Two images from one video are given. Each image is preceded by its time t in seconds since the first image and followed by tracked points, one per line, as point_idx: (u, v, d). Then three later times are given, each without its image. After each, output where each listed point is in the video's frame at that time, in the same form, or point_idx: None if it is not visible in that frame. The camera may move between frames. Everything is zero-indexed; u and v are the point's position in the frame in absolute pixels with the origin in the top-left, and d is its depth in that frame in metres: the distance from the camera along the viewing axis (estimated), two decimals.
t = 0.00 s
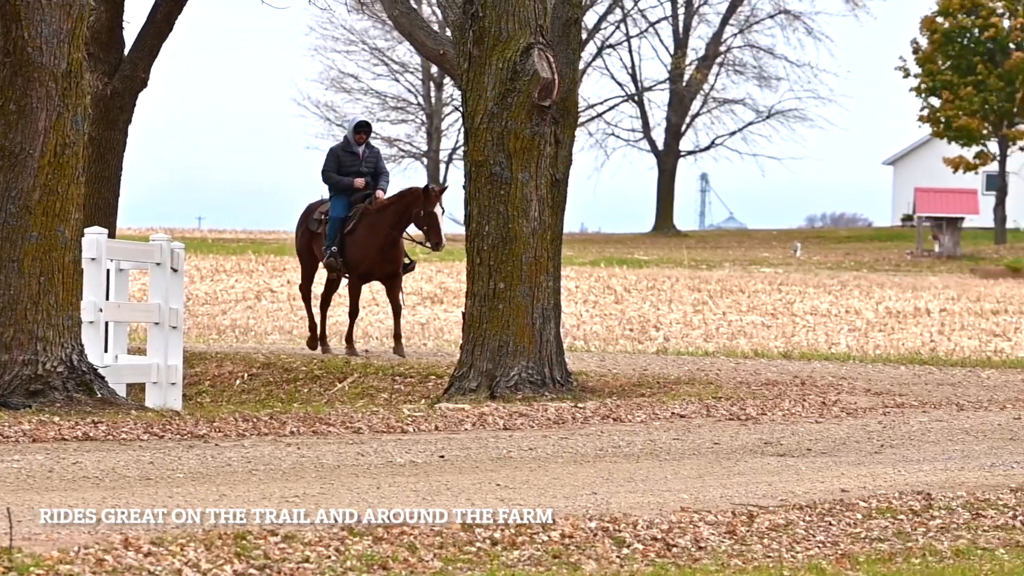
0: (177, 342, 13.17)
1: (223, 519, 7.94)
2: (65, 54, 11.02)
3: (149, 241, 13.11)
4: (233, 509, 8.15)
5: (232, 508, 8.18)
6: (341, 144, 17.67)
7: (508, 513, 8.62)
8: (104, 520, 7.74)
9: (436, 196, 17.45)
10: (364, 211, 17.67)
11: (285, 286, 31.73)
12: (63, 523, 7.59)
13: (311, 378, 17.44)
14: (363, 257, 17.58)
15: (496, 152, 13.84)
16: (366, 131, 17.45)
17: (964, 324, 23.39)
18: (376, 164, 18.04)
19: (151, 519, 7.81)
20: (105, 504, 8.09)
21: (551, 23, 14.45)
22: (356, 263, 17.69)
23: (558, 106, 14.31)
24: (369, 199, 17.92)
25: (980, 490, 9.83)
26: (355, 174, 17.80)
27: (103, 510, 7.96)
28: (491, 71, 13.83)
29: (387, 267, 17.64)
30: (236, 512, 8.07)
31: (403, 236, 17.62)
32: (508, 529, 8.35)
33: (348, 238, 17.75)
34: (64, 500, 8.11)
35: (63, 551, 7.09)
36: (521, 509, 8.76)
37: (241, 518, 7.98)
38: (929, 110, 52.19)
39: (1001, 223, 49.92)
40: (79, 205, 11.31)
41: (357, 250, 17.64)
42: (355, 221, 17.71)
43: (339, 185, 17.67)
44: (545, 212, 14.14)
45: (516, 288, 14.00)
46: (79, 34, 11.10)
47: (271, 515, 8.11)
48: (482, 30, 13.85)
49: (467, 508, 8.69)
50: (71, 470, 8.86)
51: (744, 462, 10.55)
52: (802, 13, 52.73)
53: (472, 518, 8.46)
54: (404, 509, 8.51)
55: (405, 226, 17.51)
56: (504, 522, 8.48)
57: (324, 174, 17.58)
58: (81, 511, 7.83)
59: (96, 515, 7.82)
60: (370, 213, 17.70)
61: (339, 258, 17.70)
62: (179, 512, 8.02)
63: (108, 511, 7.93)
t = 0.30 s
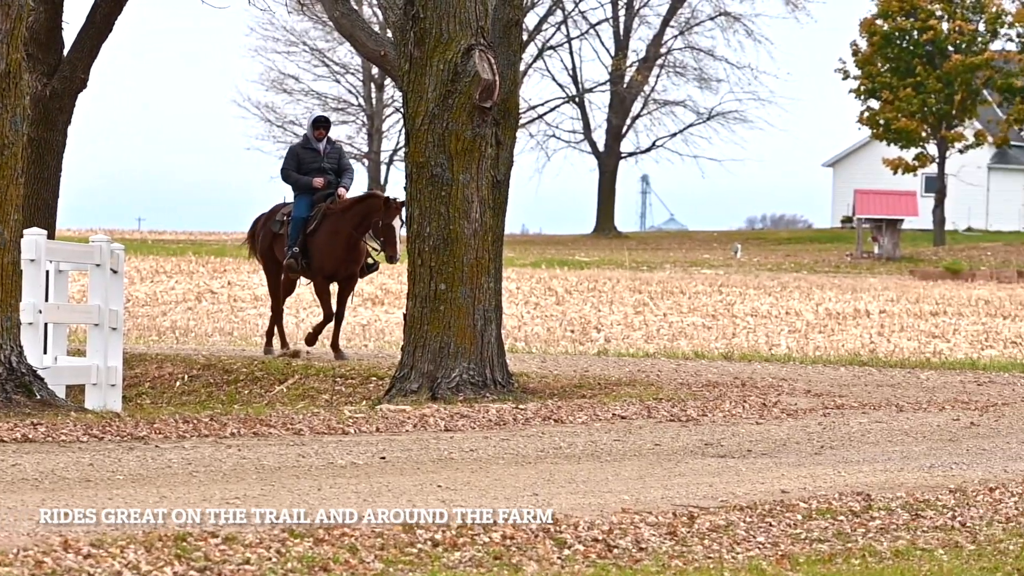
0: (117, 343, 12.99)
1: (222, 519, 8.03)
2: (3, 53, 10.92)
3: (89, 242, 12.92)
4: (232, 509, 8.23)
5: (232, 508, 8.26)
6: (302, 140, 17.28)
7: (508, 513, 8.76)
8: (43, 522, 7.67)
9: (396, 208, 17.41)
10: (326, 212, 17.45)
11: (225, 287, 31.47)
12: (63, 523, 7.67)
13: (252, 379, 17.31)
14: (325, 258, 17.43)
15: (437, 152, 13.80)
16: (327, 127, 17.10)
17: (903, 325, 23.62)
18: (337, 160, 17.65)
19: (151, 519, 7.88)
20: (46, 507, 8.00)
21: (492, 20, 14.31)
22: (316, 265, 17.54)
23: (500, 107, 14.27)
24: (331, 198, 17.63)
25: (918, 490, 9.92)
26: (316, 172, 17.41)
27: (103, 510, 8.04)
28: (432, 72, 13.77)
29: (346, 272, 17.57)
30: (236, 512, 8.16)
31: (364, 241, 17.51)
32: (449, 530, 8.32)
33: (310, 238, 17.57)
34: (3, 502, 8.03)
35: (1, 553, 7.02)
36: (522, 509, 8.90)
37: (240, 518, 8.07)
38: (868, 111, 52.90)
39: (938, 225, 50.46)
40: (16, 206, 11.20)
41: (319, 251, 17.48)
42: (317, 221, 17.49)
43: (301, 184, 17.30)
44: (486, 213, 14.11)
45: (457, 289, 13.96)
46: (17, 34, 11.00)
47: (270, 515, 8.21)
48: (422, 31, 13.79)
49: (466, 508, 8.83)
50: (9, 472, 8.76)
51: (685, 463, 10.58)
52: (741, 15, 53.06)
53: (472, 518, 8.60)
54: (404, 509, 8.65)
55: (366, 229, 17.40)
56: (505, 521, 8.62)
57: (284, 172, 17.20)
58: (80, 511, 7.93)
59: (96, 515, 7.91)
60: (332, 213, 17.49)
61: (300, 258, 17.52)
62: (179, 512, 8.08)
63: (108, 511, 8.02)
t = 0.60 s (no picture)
0: (73, 345, 12.85)
1: (222, 519, 8.10)
2: None
3: (45, 243, 12.79)
4: (231, 509, 8.30)
5: (231, 508, 8.33)
6: (280, 146, 17.21)
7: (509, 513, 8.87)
8: None
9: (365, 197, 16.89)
10: (305, 214, 17.26)
11: (181, 288, 31.21)
12: (64, 522, 7.71)
13: (209, 381, 17.18)
14: (305, 260, 17.23)
15: (394, 154, 13.74)
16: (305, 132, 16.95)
17: (860, 328, 23.75)
18: (317, 165, 17.58)
19: (151, 519, 7.94)
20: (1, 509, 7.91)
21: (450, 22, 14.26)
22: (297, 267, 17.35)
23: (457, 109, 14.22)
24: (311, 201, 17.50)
25: (874, 493, 9.95)
26: (294, 177, 17.36)
27: (103, 510, 8.09)
28: (390, 74, 13.71)
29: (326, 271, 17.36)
30: (236, 512, 8.24)
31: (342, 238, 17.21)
32: (406, 532, 8.27)
33: (290, 240, 17.40)
34: None
35: None
36: (522, 509, 9.02)
37: (240, 518, 8.15)
38: (825, 116, 53.09)
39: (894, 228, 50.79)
40: None
41: (299, 253, 17.29)
42: (297, 224, 17.33)
43: (279, 189, 17.25)
44: (444, 214, 14.06)
45: (415, 291, 13.90)
46: None
47: (270, 515, 8.31)
48: (380, 33, 13.74)
49: (467, 509, 8.96)
50: None
51: (642, 465, 10.57)
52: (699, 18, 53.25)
53: (473, 518, 8.71)
54: (404, 509, 8.78)
55: (340, 225, 17.01)
56: (506, 521, 8.73)
57: (262, 177, 17.14)
58: (80, 511, 7.97)
59: (96, 515, 7.96)
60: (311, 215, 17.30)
61: (279, 260, 17.36)
62: (178, 512, 8.14)
63: (108, 510, 8.06)
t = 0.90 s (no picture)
0: (51, 344, 12.77)
1: (222, 519, 8.09)
2: None
3: (23, 242, 12.71)
4: (232, 509, 8.30)
5: (231, 508, 8.33)
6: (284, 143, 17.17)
7: (508, 514, 8.88)
8: None
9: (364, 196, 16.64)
10: (304, 213, 17.10)
11: (160, 288, 31.06)
12: (62, 522, 7.68)
13: (187, 381, 17.12)
14: (303, 260, 17.06)
15: (374, 155, 13.71)
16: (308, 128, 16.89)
17: (839, 330, 23.82)
18: (321, 164, 17.48)
19: (150, 519, 7.92)
20: None
21: (430, 22, 14.22)
22: (296, 268, 17.19)
23: (437, 110, 14.19)
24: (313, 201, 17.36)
25: (853, 494, 9.98)
26: (297, 175, 17.26)
27: (103, 510, 8.06)
28: (370, 75, 13.67)
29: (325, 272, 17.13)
30: (236, 512, 8.23)
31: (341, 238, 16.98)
32: (385, 532, 8.25)
33: (289, 240, 17.26)
34: None
35: None
36: (522, 510, 9.03)
37: (240, 518, 8.14)
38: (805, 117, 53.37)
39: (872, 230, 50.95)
40: None
41: (297, 253, 17.12)
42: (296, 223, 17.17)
43: (282, 186, 17.14)
44: (424, 215, 14.04)
45: (394, 292, 13.87)
46: None
47: (271, 515, 8.32)
48: (360, 33, 13.70)
49: (467, 509, 8.97)
50: None
51: (620, 466, 10.57)
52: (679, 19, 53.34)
53: (473, 519, 8.73)
54: (405, 510, 8.80)
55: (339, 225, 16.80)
56: (505, 522, 8.75)
57: (264, 174, 17.07)
58: (80, 511, 7.94)
59: (95, 515, 7.93)
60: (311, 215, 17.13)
61: (278, 260, 17.25)
62: (178, 512, 8.13)
63: (108, 510, 8.04)
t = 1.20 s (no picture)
0: (51, 338, 12.79)
1: (222, 519, 7.98)
2: None
3: (23, 237, 12.70)
4: (232, 509, 8.20)
5: (232, 508, 8.24)
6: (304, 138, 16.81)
7: (509, 513, 8.79)
8: None
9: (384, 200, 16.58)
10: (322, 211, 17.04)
11: (159, 283, 31.02)
12: (62, 523, 7.58)
13: (187, 375, 17.11)
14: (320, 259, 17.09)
15: (373, 150, 13.70)
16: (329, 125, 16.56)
17: (838, 325, 23.82)
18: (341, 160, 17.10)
19: (151, 518, 7.83)
20: None
21: (431, 18, 14.20)
22: (312, 265, 17.21)
23: (436, 105, 14.17)
24: (332, 197, 17.09)
25: (852, 490, 9.98)
26: (317, 172, 16.90)
27: (102, 510, 7.96)
28: (369, 70, 13.65)
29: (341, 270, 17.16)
30: (236, 512, 8.13)
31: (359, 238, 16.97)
32: (383, 527, 8.24)
33: (306, 237, 17.24)
34: None
35: None
36: (522, 509, 8.93)
37: (240, 518, 8.03)
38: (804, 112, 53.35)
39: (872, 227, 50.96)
40: None
41: (314, 251, 17.13)
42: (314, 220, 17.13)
43: (302, 183, 16.79)
44: (423, 210, 14.03)
45: (393, 287, 13.87)
46: None
47: (270, 515, 8.21)
48: (359, 28, 13.67)
49: (466, 508, 8.86)
50: None
51: (619, 461, 10.57)
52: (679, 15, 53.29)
53: (473, 518, 8.62)
54: (404, 509, 8.68)
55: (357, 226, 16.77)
56: (505, 521, 8.65)
57: (285, 170, 16.73)
58: (80, 511, 7.84)
59: (96, 515, 7.83)
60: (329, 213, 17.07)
61: (295, 257, 17.26)
62: (178, 512, 8.03)
63: (107, 511, 7.93)
